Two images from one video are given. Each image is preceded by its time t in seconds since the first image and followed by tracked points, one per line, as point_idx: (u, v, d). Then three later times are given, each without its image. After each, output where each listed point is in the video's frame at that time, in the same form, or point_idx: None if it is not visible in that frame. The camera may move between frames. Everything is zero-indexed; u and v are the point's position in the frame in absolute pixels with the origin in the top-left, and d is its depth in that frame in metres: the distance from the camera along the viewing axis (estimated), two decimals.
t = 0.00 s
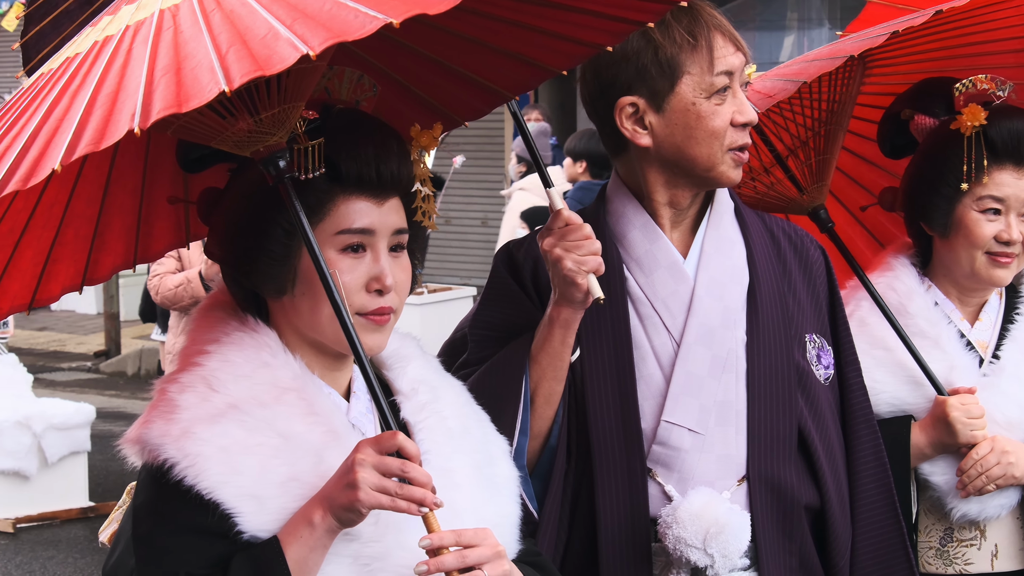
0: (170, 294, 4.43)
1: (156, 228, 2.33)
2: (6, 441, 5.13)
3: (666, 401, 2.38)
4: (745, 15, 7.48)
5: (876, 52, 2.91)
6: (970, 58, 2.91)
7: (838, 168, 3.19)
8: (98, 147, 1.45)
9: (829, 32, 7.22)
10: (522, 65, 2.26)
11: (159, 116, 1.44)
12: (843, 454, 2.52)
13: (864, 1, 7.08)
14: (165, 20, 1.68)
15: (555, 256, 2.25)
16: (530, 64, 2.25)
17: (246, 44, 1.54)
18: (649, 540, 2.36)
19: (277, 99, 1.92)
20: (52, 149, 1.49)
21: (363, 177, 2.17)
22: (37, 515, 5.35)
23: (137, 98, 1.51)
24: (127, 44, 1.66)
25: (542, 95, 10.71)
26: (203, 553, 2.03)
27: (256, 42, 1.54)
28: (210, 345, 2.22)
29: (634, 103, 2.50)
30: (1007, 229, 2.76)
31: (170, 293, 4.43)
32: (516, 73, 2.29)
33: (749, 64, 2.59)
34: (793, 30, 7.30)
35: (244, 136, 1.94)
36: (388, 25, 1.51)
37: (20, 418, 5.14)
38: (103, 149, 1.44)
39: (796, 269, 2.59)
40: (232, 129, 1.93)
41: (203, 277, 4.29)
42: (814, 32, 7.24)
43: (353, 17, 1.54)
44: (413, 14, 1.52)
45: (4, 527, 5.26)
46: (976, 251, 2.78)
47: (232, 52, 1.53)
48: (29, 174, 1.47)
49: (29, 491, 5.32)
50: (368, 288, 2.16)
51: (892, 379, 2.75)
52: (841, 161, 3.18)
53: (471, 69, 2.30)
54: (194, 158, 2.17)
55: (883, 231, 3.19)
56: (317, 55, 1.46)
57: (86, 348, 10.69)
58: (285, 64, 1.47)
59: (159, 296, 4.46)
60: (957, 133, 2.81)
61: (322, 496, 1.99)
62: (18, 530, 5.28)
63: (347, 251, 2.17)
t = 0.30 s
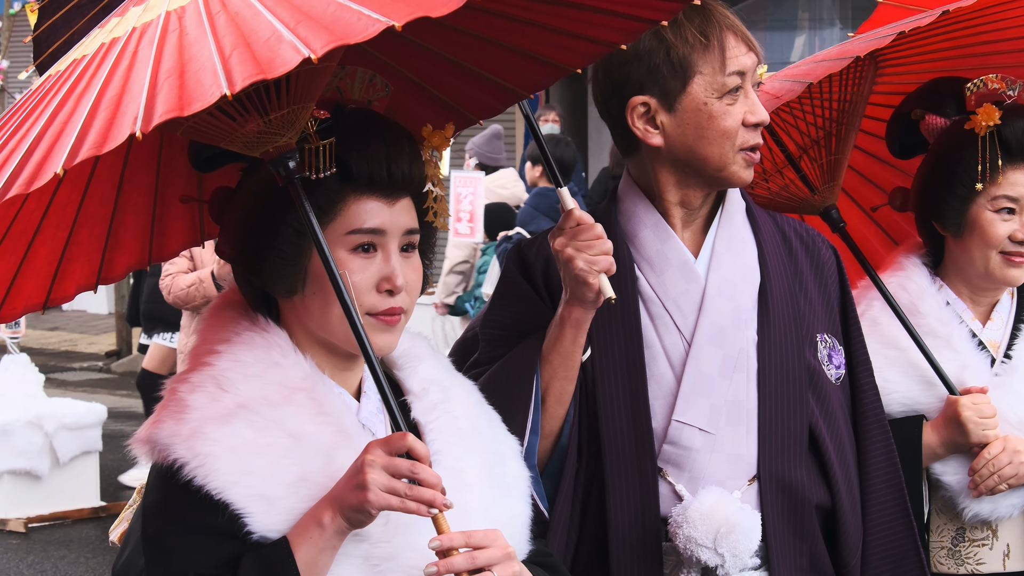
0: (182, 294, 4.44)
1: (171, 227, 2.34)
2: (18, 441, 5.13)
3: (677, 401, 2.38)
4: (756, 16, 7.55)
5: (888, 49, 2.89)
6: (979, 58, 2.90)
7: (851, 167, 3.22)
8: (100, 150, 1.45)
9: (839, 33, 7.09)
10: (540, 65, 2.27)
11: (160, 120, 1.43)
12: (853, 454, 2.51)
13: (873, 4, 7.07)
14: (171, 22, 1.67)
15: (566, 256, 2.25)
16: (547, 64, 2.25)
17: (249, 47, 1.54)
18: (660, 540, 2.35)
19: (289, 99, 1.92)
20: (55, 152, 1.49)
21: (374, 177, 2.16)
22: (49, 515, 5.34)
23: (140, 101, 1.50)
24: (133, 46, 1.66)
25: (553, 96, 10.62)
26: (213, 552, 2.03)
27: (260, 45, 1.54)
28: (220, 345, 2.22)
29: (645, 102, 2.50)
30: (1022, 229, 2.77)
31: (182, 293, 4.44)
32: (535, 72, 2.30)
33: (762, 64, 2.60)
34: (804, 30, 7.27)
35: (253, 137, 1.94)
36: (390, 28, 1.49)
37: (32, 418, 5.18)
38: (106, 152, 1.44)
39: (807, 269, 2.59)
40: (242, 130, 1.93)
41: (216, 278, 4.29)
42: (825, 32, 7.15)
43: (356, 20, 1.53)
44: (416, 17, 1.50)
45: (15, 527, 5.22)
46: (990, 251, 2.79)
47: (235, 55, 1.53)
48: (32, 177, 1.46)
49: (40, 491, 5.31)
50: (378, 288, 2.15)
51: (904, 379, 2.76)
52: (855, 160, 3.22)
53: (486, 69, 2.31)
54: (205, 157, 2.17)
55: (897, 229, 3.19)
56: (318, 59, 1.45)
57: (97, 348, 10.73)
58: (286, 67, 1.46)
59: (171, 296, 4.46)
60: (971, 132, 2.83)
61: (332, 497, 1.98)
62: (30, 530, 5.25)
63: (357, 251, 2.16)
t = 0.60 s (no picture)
0: (192, 293, 4.44)
1: (181, 225, 2.34)
2: (30, 441, 5.20)
3: (687, 400, 2.37)
4: (768, 15, 7.39)
5: (899, 50, 2.88)
6: (990, 58, 2.90)
7: (860, 168, 3.22)
8: (106, 151, 1.45)
9: (850, 33, 7.21)
10: (552, 65, 2.26)
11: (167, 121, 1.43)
12: (863, 454, 2.51)
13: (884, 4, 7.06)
14: (179, 23, 1.67)
15: (576, 256, 2.24)
16: (558, 64, 2.25)
17: (256, 48, 1.53)
18: (670, 540, 2.35)
19: (298, 99, 1.92)
20: (62, 152, 1.48)
21: (383, 177, 2.16)
22: (60, 515, 5.34)
23: (147, 101, 1.49)
24: (140, 46, 1.66)
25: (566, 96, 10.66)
26: (220, 553, 2.02)
27: (267, 45, 1.53)
28: (228, 345, 2.21)
29: (654, 102, 2.50)
30: None
31: (192, 292, 4.44)
32: (546, 72, 2.30)
33: (770, 64, 2.58)
34: (816, 30, 7.27)
35: (262, 136, 1.94)
36: (397, 29, 1.47)
37: (44, 417, 5.21)
38: (111, 152, 1.43)
39: (816, 269, 2.59)
40: (250, 129, 1.92)
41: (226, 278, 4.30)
42: (837, 32, 7.20)
43: (363, 21, 1.52)
44: (423, 19, 1.49)
45: (26, 526, 5.22)
46: (999, 251, 2.80)
47: (242, 56, 1.52)
48: (38, 178, 1.46)
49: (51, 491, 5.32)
50: (386, 289, 2.15)
51: (914, 379, 2.75)
52: (863, 160, 3.22)
53: (499, 70, 2.31)
54: (215, 156, 2.16)
55: (905, 231, 3.20)
56: (324, 60, 1.44)
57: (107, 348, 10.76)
58: (293, 69, 1.46)
59: (181, 295, 4.47)
60: (980, 132, 2.82)
61: (339, 497, 1.97)
62: (41, 529, 5.25)
63: (366, 251, 2.16)
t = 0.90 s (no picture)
0: (204, 291, 4.43)
1: (191, 225, 2.34)
2: (41, 440, 5.18)
3: (698, 400, 2.37)
4: (778, 15, 7.61)
5: (911, 50, 2.86)
6: (1002, 58, 2.90)
7: (872, 168, 3.21)
8: (117, 151, 1.45)
9: (862, 32, 6.96)
10: (562, 66, 2.27)
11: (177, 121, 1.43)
12: (874, 454, 2.50)
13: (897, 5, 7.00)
14: (189, 23, 1.68)
15: (586, 256, 2.24)
16: (568, 65, 2.26)
17: (266, 49, 1.54)
18: (681, 539, 2.34)
19: (309, 99, 1.93)
20: (72, 153, 1.48)
21: (392, 177, 2.16)
22: (71, 515, 5.36)
23: (157, 102, 1.50)
24: (151, 47, 1.66)
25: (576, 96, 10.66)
26: (230, 553, 2.02)
27: (277, 46, 1.54)
28: (237, 346, 2.21)
29: (665, 103, 2.50)
30: None
31: (203, 291, 4.43)
32: (555, 72, 2.30)
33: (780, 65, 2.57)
34: (827, 30, 7.24)
35: (272, 137, 1.94)
36: (407, 30, 1.48)
37: (55, 417, 5.20)
38: (122, 153, 1.43)
39: (827, 269, 2.58)
40: (261, 130, 1.92)
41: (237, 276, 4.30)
42: (849, 32, 7.03)
43: (372, 22, 1.52)
44: (433, 19, 1.49)
45: (37, 526, 5.25)
46: (1010, 251, 2.79)
47: (252, 57, 1.53)
48: (48, 178, 1.46)
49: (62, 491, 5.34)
50: (396, 289, 2.15)
51: (925, 380, 2.75)
52: (874, 160, 3.21)
53: (509, 70, 2.31)
54: (225, 156, 2.17)
55: (916, 230, 3.19)
56: (334, 60, 1.45)
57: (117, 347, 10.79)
58: (303, 69, 1.46)
59: (192, 295, 4.47)
60: (990, 133, 2.82)
61: (349, 497, 1.98)
62: (52, 529, 5.27)
63: (376, 251, 2.16)
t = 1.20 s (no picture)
0: (210, 292, 4.46)
1: (200, 225, 2.34)
2: (53, 440, 5.20)
3: (708, 399, 2.36)
4: (790, 15, 7.49)
5: (922, 49, 2.86)
6: (1014, 58, 2.86)
7: (882, 168, 3.19)
8: (123, 153, 1.45)
9: (873, 33, 7.03)
10: (570, 66, 2.26)
11: (182, 122, 1.43)
12: (885, 454, 2.48)
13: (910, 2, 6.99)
14: (196, 24, 1.68)
15: (596, 255, 2.23)
16: (575, 64, 2.24)
17: (272, 50, 1.54)
18: (691, 538, 2.33)
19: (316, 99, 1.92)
20: (78, 155, 1.49)
21: (399, 178, 2.16)
22: (82, 515, 5.38)
23: (163, 104, 1.50)
24: (157, 48, 1.67)
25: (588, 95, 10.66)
26: (237, 553, 2.03)
27: (283, 48, 1.53)
28: (245, 345, 2.21)
29: (675, 102, 2.49)
30: None
31: (208, 292, 4.46)
32: (563, 71, 2.29)
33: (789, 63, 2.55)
34: (839, 30, 7.22)
35: (279, 137, 1.94)
36: (412, 32, 1.48)
37: (66, 417, 5.22)
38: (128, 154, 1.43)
39: (837, 268, 2.56)
40: (268, 130, 1.92)
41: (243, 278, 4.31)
42: (860, 32, 7.07)
43: (378, 23, 1.52)
44: (438, 20, 1.49)
45: (49, 525, 5.27)
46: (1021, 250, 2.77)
47: (258, 58, 1.53)
48: (54, 180, 1.46)
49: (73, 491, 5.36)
50: (403, 289, 2.14)
51: (936, 378, 2.74)
52: (885, 160, 3.20)
53: (517, 70, 2.30)
54: (233, 157, 2.16)
55: (928, 231, 3.15)
56: (339, 62, 1.44)
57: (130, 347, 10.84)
58: (309, 71, 1.46)
59: (198, 297, 4.49)
60: (1002, 132, 2.80)
61: (356, 498, 1.97)
62: (64, 528, 5.29)
63: (383, 251, 2.16)
